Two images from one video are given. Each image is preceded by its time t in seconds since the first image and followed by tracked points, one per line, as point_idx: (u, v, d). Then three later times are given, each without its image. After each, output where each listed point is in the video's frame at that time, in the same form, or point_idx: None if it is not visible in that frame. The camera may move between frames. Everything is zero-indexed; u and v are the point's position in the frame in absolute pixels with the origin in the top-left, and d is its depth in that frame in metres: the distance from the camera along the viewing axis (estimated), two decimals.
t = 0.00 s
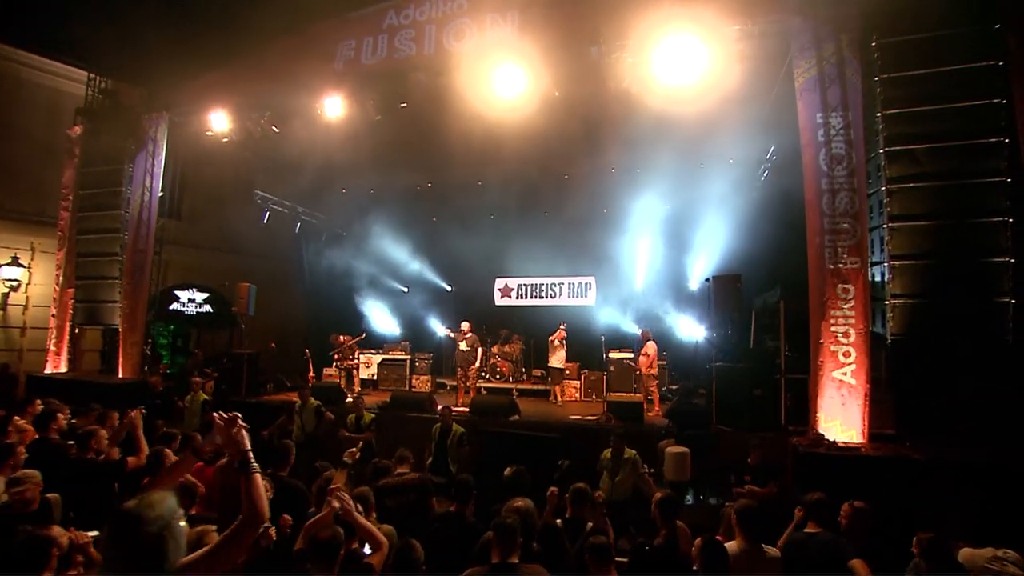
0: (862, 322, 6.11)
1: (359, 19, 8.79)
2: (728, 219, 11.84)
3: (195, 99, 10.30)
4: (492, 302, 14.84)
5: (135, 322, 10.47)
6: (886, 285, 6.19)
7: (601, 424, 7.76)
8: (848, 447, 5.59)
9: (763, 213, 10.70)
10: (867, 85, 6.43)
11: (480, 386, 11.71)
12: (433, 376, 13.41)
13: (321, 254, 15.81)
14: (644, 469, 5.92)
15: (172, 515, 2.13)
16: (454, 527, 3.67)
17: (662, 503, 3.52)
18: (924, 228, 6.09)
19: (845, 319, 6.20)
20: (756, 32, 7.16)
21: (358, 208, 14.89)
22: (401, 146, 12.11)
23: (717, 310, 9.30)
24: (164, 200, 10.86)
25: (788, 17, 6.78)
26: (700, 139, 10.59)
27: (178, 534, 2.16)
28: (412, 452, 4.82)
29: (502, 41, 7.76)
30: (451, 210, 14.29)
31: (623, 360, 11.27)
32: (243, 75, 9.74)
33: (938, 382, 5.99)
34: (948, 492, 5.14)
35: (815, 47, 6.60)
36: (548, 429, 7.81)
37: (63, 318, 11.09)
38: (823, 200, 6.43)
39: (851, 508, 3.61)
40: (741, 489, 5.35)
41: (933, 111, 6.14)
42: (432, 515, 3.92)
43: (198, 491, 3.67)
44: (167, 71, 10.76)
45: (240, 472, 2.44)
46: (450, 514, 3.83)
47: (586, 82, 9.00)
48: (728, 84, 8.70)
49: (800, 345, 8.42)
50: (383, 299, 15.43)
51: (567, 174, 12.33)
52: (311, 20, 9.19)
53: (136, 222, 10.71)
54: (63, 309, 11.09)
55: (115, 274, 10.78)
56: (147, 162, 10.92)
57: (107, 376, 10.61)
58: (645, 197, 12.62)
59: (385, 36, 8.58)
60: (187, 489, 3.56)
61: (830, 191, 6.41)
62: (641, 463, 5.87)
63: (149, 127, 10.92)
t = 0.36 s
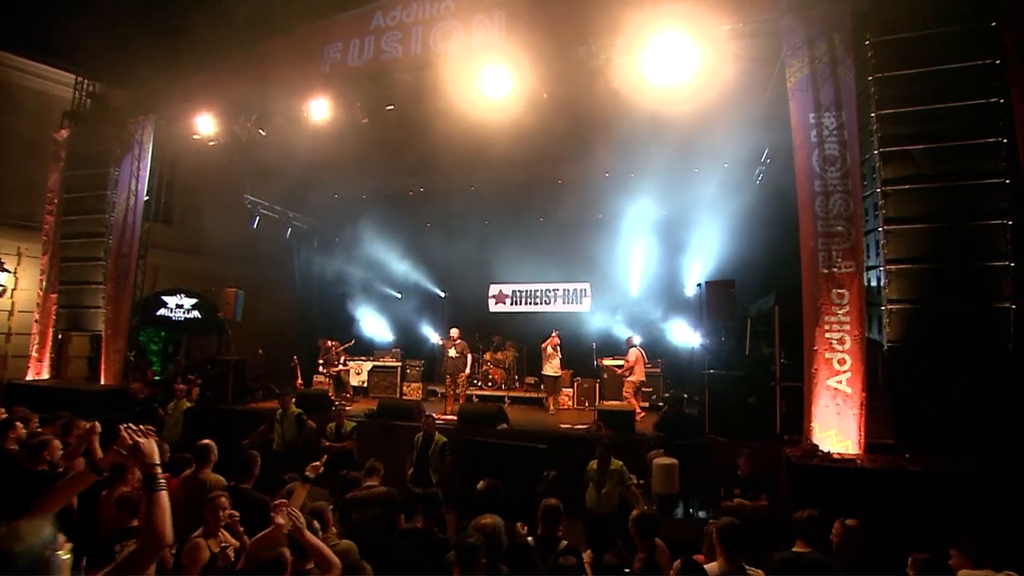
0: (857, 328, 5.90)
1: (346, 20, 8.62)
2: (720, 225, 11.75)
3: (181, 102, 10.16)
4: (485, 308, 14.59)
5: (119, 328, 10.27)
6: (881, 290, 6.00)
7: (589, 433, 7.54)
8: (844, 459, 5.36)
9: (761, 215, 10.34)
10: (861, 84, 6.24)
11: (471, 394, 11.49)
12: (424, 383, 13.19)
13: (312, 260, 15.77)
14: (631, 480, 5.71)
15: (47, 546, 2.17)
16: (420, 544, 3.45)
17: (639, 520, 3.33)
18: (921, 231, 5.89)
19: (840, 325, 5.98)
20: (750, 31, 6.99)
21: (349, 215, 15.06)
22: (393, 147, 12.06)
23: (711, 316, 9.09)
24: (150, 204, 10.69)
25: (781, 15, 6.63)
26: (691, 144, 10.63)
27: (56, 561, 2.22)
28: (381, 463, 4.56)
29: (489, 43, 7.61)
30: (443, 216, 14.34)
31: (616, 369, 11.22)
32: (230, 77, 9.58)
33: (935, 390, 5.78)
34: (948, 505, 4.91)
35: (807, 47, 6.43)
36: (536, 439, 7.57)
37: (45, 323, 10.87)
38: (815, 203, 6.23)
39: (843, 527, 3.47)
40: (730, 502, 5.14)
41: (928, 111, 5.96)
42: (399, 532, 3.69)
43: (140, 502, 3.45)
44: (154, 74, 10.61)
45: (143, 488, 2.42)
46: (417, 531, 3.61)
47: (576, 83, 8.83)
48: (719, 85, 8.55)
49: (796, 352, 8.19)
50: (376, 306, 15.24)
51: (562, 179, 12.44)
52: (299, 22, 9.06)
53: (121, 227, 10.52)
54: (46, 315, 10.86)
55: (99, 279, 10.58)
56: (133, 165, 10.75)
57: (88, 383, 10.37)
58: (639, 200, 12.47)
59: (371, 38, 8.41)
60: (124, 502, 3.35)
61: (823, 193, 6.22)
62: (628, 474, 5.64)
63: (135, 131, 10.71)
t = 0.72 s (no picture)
0: (856, 334, 5.68)
1: (335, 22, 8.46)
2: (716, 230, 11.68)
3: (170, 106, 10.05)
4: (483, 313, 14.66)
5: (106, 334, 10.11)
6: (880, 296, 5.77)
7: (579, 443, 7.32)
8: (842, 471, 5.14)
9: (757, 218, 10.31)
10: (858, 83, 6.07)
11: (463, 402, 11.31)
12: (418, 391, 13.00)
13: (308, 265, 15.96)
14: (620, 493, 5.47)
15: None
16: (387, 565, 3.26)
17: (620, 541, 3.22)
18: (920, 234, 5.68)
19: (837, 332, 5.76)
20: (743, 32, 6.86)
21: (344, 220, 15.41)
22: (386, 151, 11.98)
23: (706, 322, 8.89)
24: (139, 209, 10.58)
25: (775, 13, 6.48)
26: (687, 147, 10.52)
27: None
28: (353, 471, 4.46)
29: (479, 46, 7.45)
30: (438, 219, 14.47)
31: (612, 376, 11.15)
32: (219, 81, 9.47)
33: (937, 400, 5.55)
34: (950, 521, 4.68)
35: (801, 45, 6.26)
36: (527, 449, 7.34)
37: (32, 330, 10.72)
38: (811, 205, 6.02)
39: (837, 549, 3.26)
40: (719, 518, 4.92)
41: (927, 110, 5.78)
42: (365, 549, 3.49)
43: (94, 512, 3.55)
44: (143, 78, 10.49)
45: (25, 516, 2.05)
46: (382, 551, 3.42)
47: (568, 85, 8.66)
48: (712, 86, 8.42)
49: (794, 359, 7.96)
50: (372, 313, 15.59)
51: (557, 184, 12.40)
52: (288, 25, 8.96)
53: (110, 232, 10.41)
54: (33, 321, 10.70)
55: (86, 285, 10.43)
56: (122, 170, 10.64)
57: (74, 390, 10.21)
58: (633, 205, 12.56)
59: (360, 40, 8.24)
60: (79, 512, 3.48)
61: (819, 195, 6.02)
62: (616, 486, 5.41)
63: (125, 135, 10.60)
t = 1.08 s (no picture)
0: (855, 340, 5.46)
1: (326, 27, 8.38)
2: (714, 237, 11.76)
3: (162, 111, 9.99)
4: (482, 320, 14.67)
5: (96, 341, 10.01)
6: (881, 301, 5.55)
7: (571, 453, 7.11)
8: (840, 484, 4.91)
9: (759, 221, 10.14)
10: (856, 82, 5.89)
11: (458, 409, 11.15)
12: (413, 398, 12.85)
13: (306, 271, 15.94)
14: (609, 506, 5.21)
15: None
16: None
17: (596, 559, 3.02)
18: (922, 236, 5.46)
19: (835, 338, 5.55)
20: (738, 31, 6.70)
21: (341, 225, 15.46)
22: (382, 154, 11.91)
23: (705, 329, 8.66)
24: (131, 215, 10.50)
25: (768, 11, 6.32)
26: (683, 148, 10.33)
27: None
28: (327, 482, 4.48)
29: (469, 49, 7.30)
30: (436, 224, 14.33)
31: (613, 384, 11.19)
32: (211, 86, 9.42)
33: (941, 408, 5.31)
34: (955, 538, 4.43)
35: (797, 43, 6.09)
36: (517, 460, 7.12)
37: (24, 336, 10.63)
38: (807, 207, 5.84)
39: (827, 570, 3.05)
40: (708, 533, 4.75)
41: (928, 108, 5.58)
42: (328, 568, 3.32)
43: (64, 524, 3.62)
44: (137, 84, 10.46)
45: None
46: (347, 567, 3.28)
47: (563, 86, 8.51)
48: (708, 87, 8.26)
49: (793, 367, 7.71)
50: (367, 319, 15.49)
51: (553, 187, 12.42)
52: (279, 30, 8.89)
53: (101, 237, 10.33)
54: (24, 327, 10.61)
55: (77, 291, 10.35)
56: (114, 175, 10.56)
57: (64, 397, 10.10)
58: (628, 210, 12.38)
59: (351, 44, 8.11)
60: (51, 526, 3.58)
61: (815, 196, 5.83)
62: (605, 499, 5.15)
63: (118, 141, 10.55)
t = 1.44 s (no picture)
0: (855, 346, 5.25)
1: (317, 31, 8.29)
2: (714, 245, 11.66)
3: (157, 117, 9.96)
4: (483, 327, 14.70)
5: (90, 347, 9.94)
6: (882, 306, 5.32)
7: (563, 463, 6.89)
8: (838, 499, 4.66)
9: (762, 224, 9.88)
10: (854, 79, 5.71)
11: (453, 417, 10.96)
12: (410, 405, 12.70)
13: (306, 277, 15.91)
14: (597, 520, 5.03)
15: None
16: None
17: None
18: (924, 238, 5.25)
19: (835, 344, 5.33)
20: (733, 29, 6.55)
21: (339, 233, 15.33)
22: (379, 159, 11.83)
23: (703, 335, 8.42)
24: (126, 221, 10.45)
25: (763, 9, 6.18)
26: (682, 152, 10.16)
27: None
28: (292, 492, 4.51)
29: (461, 53, 7.19)
30: (434, 231, 14.17)
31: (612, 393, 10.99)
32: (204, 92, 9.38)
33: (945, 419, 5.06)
34: (960, 557, 4.17)
35: (793, 40, 5.91)
36: (508, 471, 6.92)
37: (19, 343, 10.60)
38: (804, 208, 5.65)
39: None
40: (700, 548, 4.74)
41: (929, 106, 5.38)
42: None
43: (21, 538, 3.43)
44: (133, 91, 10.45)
45: None
46: None
47: (558, 89, 8.36)
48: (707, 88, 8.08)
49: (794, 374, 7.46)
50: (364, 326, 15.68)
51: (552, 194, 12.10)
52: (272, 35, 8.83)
53: (96, 244, 10.28)
54: (19, 334, 10.57)
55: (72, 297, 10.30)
56: (110, 182, 10.50)
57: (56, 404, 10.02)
58: (626, 216, 12.16)
59: (343, 49, 8.00)
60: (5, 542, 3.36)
61: (813, 198, 5.64)
62: (593, 512, 4.97)
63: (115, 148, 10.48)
